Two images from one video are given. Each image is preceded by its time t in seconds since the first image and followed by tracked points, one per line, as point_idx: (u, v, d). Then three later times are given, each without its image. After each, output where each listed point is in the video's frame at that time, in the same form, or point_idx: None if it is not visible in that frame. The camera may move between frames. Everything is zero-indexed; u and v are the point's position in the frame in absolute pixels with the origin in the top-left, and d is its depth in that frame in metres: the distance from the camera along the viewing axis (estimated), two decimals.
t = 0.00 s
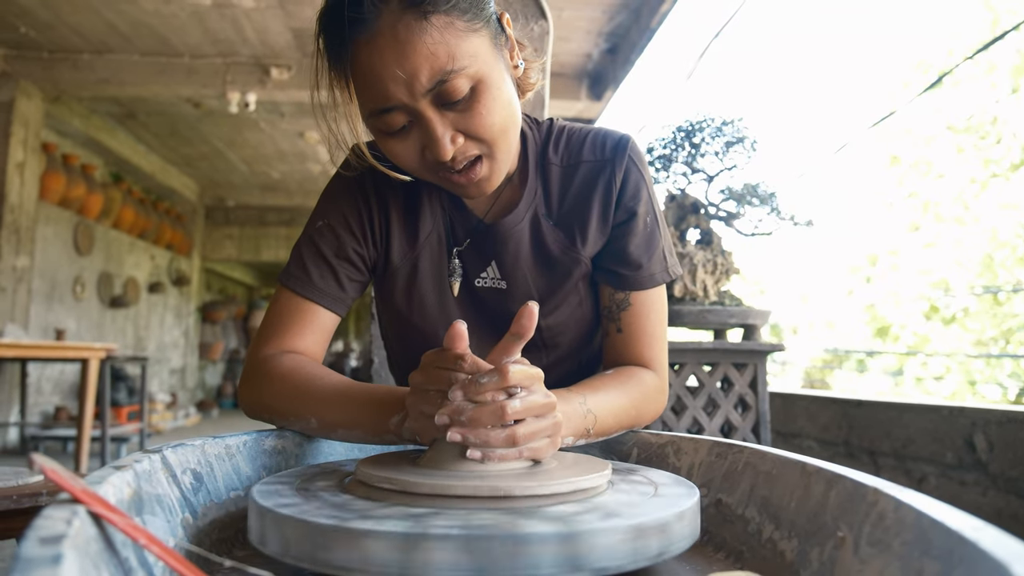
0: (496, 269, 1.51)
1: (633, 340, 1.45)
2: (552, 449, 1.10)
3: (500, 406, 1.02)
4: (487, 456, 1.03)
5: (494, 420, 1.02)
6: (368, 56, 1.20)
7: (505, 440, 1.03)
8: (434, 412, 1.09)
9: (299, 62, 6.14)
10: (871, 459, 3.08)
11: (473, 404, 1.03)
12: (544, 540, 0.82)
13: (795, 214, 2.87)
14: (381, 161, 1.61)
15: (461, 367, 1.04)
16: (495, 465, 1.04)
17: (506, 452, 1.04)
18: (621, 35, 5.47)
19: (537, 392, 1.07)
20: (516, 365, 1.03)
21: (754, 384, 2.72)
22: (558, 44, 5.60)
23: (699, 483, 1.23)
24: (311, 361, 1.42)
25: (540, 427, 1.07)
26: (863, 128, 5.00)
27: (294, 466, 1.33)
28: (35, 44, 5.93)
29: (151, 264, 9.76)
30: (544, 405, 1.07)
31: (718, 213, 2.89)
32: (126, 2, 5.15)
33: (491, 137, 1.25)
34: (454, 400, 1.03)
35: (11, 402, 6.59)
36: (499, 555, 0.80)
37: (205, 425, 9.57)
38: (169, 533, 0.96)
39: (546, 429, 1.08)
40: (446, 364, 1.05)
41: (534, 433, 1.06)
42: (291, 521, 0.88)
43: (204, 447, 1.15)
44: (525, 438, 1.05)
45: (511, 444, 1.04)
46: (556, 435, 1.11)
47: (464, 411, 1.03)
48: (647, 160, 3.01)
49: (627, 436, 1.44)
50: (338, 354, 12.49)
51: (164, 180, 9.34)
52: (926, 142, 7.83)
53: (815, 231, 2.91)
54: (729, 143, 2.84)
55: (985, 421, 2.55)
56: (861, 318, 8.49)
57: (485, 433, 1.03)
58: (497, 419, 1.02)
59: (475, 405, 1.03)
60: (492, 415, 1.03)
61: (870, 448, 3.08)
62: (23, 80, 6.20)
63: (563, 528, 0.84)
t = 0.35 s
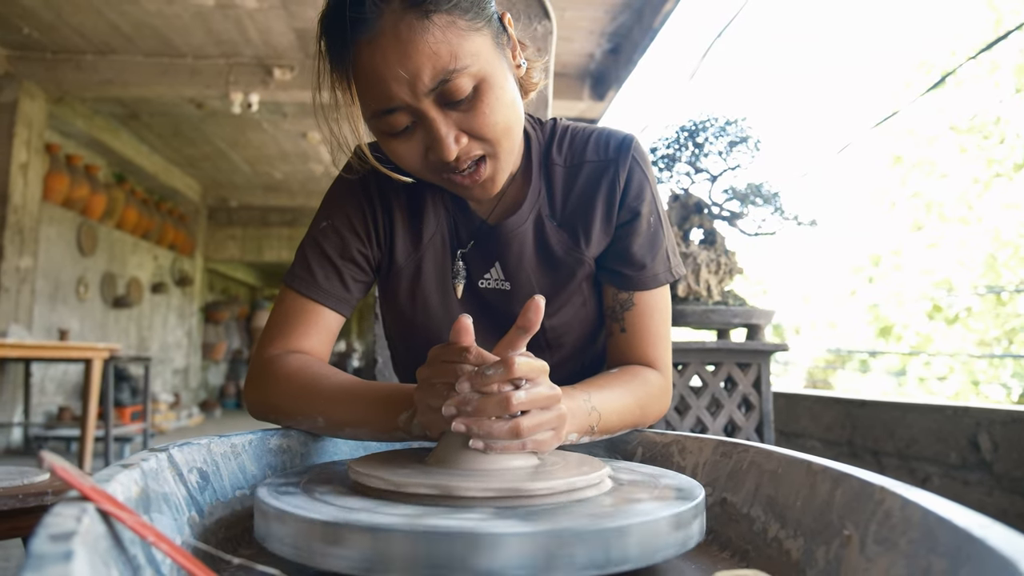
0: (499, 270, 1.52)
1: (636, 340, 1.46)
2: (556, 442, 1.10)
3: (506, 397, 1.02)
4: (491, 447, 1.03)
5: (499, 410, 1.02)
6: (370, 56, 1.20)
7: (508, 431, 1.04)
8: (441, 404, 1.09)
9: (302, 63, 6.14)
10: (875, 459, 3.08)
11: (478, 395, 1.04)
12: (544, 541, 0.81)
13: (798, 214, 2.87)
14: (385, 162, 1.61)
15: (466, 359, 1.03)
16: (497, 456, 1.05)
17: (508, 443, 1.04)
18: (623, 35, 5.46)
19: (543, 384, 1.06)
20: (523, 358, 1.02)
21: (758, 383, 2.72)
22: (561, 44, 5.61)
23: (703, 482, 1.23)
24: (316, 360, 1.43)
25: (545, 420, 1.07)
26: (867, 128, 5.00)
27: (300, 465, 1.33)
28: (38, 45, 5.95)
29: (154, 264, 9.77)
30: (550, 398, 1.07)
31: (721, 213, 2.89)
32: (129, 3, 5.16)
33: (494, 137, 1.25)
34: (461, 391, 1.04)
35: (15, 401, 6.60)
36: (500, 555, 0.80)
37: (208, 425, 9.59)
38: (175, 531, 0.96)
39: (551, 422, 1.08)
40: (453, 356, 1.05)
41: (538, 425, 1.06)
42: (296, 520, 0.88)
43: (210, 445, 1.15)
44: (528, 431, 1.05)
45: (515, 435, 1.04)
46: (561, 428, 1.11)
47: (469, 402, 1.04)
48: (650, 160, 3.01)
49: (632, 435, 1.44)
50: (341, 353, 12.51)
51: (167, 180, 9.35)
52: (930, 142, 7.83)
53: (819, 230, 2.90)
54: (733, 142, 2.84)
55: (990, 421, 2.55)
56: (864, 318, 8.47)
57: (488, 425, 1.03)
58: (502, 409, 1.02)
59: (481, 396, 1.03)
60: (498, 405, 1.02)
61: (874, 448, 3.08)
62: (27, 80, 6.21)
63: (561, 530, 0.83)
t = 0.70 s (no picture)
0: (503, 272, 1.52)
1: (641, 340, 1.45)
2: (559, 436, 1.10)
3: (511, 390, 1.02)
4: (495, 441, 1.04)
5: (505, 404, 1.03)
6: (372, 58, 1.20)
7: (510, 426, 1.04)
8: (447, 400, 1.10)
9: (305, 63, 6.15)
10: (879, 458, 3.08)
11: (483, 390, 1.04)
12: (547, 541, 0.81)
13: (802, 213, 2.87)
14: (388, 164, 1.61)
15: (470, 354, 1.04)
16: (501, 450, 1.04)
17: (511, 437, 1.04)
18: (626, 35, 5.46)
19: (547, 379, 1.07)
20: (528, 354, 1.04)
21: (762, 383, 2.72)
22: (564, 43, 5.60)
23: (709, 482, 1.23)
24: (322, 361, 1.43)
25: (548, 415, 1.08)
26: (871, 127, 4.99)
27: (306, 464, 1.33)
28: (42, 46, 5.96)
29: (158, 264, 9.79)
30: (553, 392, 1.08)
31: (725, 212, 2.89)
32: (132, 4, 5.17)
33: (498, 137, 1.25)
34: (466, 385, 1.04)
35: (20, 400, 6.63)
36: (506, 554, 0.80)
37: (211, 424, 9.61)
38: (183, 529, 0.96)
39: (554, 418, 1.09)
40: (458, 352, 1.06)
41: (542, 419, 1.07)
42: (304, 518, 0.88)
43: (216, 445, 1.15)
44: (532, 425, 1.05)
45: (518, 429, 1.04)
46: (564, 424, 1.12)
47: (475, 396, 1.05)
48: (654, 160, 3.01)
49: (637, 434, 1.44)
50: (345, 353, 12.53)
51: (171, 180, 9.37)
52: (934, 140, 7.80)
53: (823, 229, 2.90)
54: (736, 142, 2.83)
55: (994, 421, 2.55)
56: (867, 318, 8.47)
57: (492, 419, 1.04)
58: (507, 402, 1.02)
59: (486, 390, 1.04)
60: (502, 398, 1.03)
61: (877, 447, 3.08)
62: (31, 81, 6.23)
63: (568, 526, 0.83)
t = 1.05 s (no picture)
0: (505, 274, 1.52)
1: (643, 341, 1.45)
2: (560, 432, 1.11)
3: (512, 383, 1.02)
4: (496, 435, 1.04)
5: (507, 396, 1.03)
6: (369, 61, 1.21)
7: (511, 420, 1.04)
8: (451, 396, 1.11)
9: (307, 63, 6.15)
10: (881, 458, 3.07)
11: (485, 383, 1.05)
12: (547, 541, 0.80)
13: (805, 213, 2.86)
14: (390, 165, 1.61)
15: (473, 350, 1.06)
16: (502, 445, 1.05)
17: (512, 431, 1.04)
18: (629, 35, 5.46)
19: (549, 375, 1.07)
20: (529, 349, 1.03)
21: (765, 383, 2.72)
22: (567, 43, 5.60)
23: (712, 482, 1.23)
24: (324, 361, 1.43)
25: (550, 410, 1.08)
26: (873, 127, 4.97)
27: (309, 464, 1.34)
28: (46, 46, 5.97)
29: (161, 264, 9.81)
30: (554, 387, 1.08)
31: (728, 212, 2.89)
32: (135, 4, 5.18)
33: (497, 137, 1.25)
34: (468, 378, 1.04)
35: (23, 400, 6.64)
36: (505, 553, 0.79)
37: (214, 424, 9.61)
38: (187, 529, 0.97)
39: (555, 413, 1.09)
40: (463, 348, 1.08)
41: (542, 414, 1.07)
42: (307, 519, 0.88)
43: (220, 445, 1.15)
44: (532, 420, 1.06)
45: (518, 423, 1.05)
46: (566, 419, 1.11)
47: (477, 390, 1.05)
48: (657, 160, 3.01)
49: (639, 434, 1.44)
50: (347, 352, 12.54)
51: (173, 180, 9.38)
52: (937, 140, 7.77)
53: (826, 229, 2.90)
54: (739, 142, 2.83)
55: (997, 421, 2.54)
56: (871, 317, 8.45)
57: (492, 414, 1.05)
58: (508, 396, 1.03)
59: (489, 384, 1.04)
60: (504, 391, 1.03)
61: (880, 447, 3.07)
62: (34, 81, 6.24)
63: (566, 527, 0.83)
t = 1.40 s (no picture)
0: (505, 275, 1.52)
1: (645, 342, 1.45)
2: (564, 429, 1.11)
3: (515, 378, 1.03)
4: (500, 430, 1.05)
5: (510, 391, 1.03)
6: (367, 71, 1.21)
7: (514, 416, 1.05)
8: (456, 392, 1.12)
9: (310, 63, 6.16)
10: (885, 459, 3.07)
11: (490, 379, 1.05)
12: (548, 545, 0.80)
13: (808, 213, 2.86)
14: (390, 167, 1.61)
15: (477, 346, 1.07)
16: (504, 441, 1.05)
17: (515, 428, 1.05)
18: (631, 34, 5.45)
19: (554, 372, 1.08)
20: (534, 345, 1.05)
21: (767, 383, 2.72)
22: (569, 43, 5.60)
23: (714, 483, 1.23)
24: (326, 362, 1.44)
25: (553, 407, 1.08)
26: (876, 127, 4.96)
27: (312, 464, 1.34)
28: (49, 46, 5.98)
29: (164, 264, 9.81)
30: (558, 384, 1.08)
31: (730, 212, 2.88)
32: (138, 4, 5.18)
33: (497, 143, 1.25)
34: (474, 374, 1.05)
35: (26, 400, 6.66)
36: (510, 556, 0.79)
37: (217, 423, 9.62)
38: (191, 530, 0.97)
39: (558, 410, 1.09)
40: (468, 345, 1.09)
41: (546, 411, 1.07)
42: (312, 521, 0.88)
43: (223, 446, 1.16)
44: (535, 416, 1.06)
45: (521, 420, 1.05)
46: (569, 416, 1.12)
47: (482, 386, 1.06)
48: (660, 160, 3.00)
49: (642, 435, 1.44)
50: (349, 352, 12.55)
51: (176, 180, 9.39)
52: (939, 139, 7.75)
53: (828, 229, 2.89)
54: (742, 142, 2.83)
55: (1000, 422, 2.54)
56: (873, 317, 8.45)
57: (496, 410, 1.05)
58: (512, 391, 1.03)
59: (493, 379, 1.05)
60: (508, 386, 1.03)
61: (883, 447, 3.07)
62: (38, 82, 6.25)
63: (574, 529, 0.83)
